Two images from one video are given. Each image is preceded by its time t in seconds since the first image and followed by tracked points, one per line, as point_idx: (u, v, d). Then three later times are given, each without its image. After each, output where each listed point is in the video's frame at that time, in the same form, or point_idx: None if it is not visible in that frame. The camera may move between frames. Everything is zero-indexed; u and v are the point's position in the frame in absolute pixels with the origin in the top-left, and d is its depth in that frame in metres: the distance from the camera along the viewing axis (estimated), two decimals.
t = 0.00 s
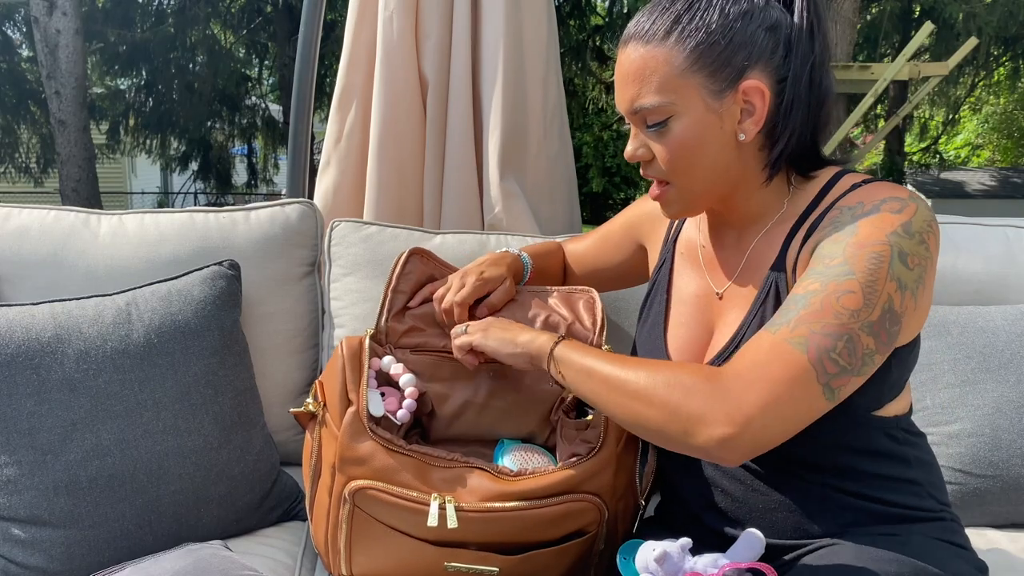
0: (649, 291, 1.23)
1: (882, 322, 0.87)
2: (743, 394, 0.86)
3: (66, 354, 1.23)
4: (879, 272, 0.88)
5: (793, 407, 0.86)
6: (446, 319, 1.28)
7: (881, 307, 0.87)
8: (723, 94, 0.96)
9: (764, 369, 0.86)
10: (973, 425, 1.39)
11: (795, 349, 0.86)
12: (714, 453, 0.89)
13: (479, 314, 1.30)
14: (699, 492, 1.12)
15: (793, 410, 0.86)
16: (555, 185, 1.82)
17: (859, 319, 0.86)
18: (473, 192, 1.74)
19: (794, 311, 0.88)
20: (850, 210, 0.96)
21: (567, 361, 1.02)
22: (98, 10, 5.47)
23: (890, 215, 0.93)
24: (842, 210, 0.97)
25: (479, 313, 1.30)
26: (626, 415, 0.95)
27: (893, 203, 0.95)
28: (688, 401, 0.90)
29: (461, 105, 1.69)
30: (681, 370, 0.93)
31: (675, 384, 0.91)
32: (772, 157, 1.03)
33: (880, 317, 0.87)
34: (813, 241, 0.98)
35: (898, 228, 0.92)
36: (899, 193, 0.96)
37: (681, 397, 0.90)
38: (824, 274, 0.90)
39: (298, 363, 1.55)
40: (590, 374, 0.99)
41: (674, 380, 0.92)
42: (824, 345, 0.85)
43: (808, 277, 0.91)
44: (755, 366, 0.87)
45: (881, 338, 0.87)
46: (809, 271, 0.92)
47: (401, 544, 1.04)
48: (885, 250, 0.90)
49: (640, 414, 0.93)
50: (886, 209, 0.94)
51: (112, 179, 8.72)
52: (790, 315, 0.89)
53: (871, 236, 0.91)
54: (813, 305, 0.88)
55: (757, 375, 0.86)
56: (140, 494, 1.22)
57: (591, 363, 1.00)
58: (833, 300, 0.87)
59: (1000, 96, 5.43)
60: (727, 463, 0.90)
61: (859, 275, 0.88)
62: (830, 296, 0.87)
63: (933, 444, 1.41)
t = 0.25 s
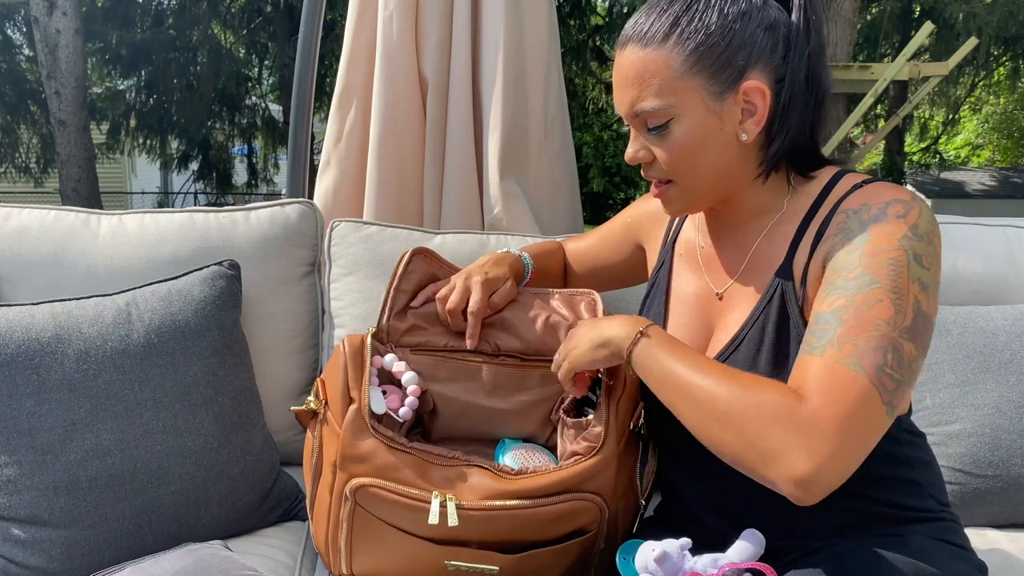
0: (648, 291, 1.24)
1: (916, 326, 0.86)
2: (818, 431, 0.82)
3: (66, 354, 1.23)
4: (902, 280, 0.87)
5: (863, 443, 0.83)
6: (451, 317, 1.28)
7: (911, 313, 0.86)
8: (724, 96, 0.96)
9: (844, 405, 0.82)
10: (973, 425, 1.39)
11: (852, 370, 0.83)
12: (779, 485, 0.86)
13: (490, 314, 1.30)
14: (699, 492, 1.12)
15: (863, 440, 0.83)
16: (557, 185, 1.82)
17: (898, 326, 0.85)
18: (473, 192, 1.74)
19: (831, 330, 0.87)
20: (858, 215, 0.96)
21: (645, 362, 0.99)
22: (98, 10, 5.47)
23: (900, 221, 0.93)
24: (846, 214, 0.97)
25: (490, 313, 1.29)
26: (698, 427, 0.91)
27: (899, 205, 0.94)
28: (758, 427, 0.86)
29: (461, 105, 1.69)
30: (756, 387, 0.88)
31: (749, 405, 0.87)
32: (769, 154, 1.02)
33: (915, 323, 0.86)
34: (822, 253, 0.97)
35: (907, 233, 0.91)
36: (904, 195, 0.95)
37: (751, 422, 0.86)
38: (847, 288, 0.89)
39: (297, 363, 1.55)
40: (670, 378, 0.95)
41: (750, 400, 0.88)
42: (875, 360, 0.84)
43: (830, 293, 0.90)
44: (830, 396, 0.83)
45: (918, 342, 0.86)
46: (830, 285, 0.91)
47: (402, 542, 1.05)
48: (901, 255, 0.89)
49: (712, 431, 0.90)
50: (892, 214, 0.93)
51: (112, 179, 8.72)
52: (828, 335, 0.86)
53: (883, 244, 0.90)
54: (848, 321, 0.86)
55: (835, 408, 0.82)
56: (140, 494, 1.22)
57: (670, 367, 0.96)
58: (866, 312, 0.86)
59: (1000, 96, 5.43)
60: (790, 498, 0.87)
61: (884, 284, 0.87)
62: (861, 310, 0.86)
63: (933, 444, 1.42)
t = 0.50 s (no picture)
0: (657, 289, 1.23)
1: (902, 354, 0.88)
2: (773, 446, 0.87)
3: (66, 354, 1.23)
4: (897, 302, 0.88)
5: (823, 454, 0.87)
6: (486, 322, 1.25)
7: (901, 337, 0.87)
8: (739, 100, 0.97)
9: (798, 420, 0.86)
10: (973, 425, 1.39)
11: (823, 395, 0.86)
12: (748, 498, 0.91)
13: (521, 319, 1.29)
14: (699, 492, 1.12)
15: (823, 457, 0.87)
16: (558, 185, 1.82)
17: (881, 354, 0.87)
18: (473, 191, 1.74)
19: (817, 349, 0.88)
20: (867, 224, 0.95)
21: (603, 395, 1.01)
22: (98, 10, 5.47)
23: (906, 238, 0.92)
24: (854, 222, 0.97)
25: (524, 317, 1.29)
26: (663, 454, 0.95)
27: (908, 219, 0.94)
28: (721, 448, 0.90)
29: (461, 105, 1.69)
30: (715, 410, 0.93)
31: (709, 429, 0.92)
32: (788, 160, 1.03)
33: (901, 348, 0.88)
34: (828, 256, 0.97)
35: (911, 252, 0.91)
36: (915, 207, 0.95)
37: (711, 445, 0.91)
38: (842, 306, 0.89)
39: (297, 363, 1.55)
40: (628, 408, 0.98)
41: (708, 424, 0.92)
42: (850, 388, 0.86)
43: (821, 307, 0.91)
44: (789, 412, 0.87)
45: (900, 369, 0.88)
46: (824, 297, 0.91)
47: (401, 545, 1.04)
48: (902, 278, 0.89)
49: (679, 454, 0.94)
50: (900, 229, 0.93)
51: (112, 179, 8.72)
52: (813, 355, 0.88)
53: (886, 263, 0.90)
54: (835, 345, 0.87)
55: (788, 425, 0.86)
56: (140, 494, 1.22)
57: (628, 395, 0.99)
58: (854, 338, 0.87)
59: (1000, 97, 5.42)
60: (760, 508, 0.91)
61: (878, 308, 0.88)
62: (851, 335, 0.87)
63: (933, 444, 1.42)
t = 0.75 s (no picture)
0: (656, 290, 1.23)
1: (899, 356, 0.88)
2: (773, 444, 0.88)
3: (66, 354, 1.23)
4: (895, 305, 0.88)
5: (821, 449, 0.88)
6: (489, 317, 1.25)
7: (899, 339, 0.87)
8: (737, 106, 0.97)
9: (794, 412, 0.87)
10: (973, 425, 1.39)
11: (818, 398, 0.86)
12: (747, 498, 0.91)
13: (521, 320, 1.29)
14: (699, 492, 1.12)
15: (819, 459, 0.88)
16: (557, 185, 1.82)
17: (878, 357, 0.87)
18: (473, 191, 1.74)
19: (814, 352, 0.88)
20: (866, 224, 0.95)
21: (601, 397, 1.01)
22: (98, 10, 5.47)
23: (906, 238, 0.92)
24: (854, 221, 0.97)
25: (524, 317, 1.29)
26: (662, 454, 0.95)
27: (909, 219, 0.93)
28: (720, 450, 0.91)
29: (461, 105, 1.69)
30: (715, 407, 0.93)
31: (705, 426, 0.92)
32: (788, 171, 1.04)
33: (898, 351, 0.88)
34: (827, 256, 0.97)
35: (910, 253, 0.91)
36: (916, 207, 0.95)
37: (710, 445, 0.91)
38: (840, 307, 0.89)
39: (297, 363, 1.55)
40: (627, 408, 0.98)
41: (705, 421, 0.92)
42: (845, 392, 0.86)
43: (819, 308, 0.91)
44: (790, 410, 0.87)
45: (898, 372, 0.88)
46: (823, 297, 0.92)
47: (401, 546, 1.04)
48: (900, 280, 0.89)
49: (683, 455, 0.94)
50: (900, 229, 0.93)
51: (112, 179, 8.72)
52: (810, 357, 0.88)
53: (886, 264, 0.90)
54: (832, 348, 0.87)
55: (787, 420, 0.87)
56: (140, 494, 1.22)
57: (625, 394, 0.99)
58: (851, 341, 0.87)
59: (1001, 97, 5.42)
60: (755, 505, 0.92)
61: (876, 311, 0.88)
62: (849, 337, 0.87)
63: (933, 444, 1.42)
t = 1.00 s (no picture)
0: (654, 292, 1.23)
1: (901, 354, 0.88)
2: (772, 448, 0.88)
3: (66, 354, 1.23)
4: (895, 303, 0.88)
5: (822, 454, 0.87)
6: (486, 314, 1.26)
7: (900, 337, 0.87)
8: (729, 110, 0.97)
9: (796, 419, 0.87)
10: (973, 425, 1.39)
11: (820, 397, 0.86)
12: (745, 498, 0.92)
13: (517, 318, 1.30)
14: (699, 492, 1.12)
15: (822, 459, 0.88)
16: (557, 185, 1.82)
17: (879, 355, 0.87)
18: (473, 191, 1.74)
19: (815, 351, 0.88)
20: (865, 223, 0.95)
21: (609, 395, 1.02)
22: (98, 11, 5.47)
23: (904, 236, 0.92)
24: (853, 220, 0.97)
25: (521, 316, 1.29)
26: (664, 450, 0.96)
27: (908, 217, 0.94)
28: (722, 450, 0.91)
29: (461, 105, 1.69)
30: (718, 408, 0.93)
31: (707, 427, 0.93)
32: (784, 174, 1.04)
33: (899, 349, 0.88)
34: (826, 256, 0.97)
35: (910, 251, 0.91)
36: (914, 205, 0.95)
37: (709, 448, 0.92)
38: (840, 306, 0.89)
39: (297, 363, 1.55)
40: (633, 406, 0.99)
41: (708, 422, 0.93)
42: (848, 391, 0.86)
43: (819, 308, 0.91)
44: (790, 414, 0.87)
45: (900, 370, 0.88)
46: (823, 297, 0.92)
47: (401, 544, 1.04)
48: (899, 278, 0.89)
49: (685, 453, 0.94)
50: (898, 228, 0.93)
51: (112, 179, 8.72)
52: (811, 357, 0.88)
53: (885, 262, 0.90)
54: (833, 347, 0.87)
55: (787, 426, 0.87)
56: (140, 494, 1.21)
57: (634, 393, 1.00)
58: (852, 339, 0.87)
59: (1001, 97, 5.41)
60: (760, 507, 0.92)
61: (877, 309, 0.88)
62: (850, 336, 0.87)
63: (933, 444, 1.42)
